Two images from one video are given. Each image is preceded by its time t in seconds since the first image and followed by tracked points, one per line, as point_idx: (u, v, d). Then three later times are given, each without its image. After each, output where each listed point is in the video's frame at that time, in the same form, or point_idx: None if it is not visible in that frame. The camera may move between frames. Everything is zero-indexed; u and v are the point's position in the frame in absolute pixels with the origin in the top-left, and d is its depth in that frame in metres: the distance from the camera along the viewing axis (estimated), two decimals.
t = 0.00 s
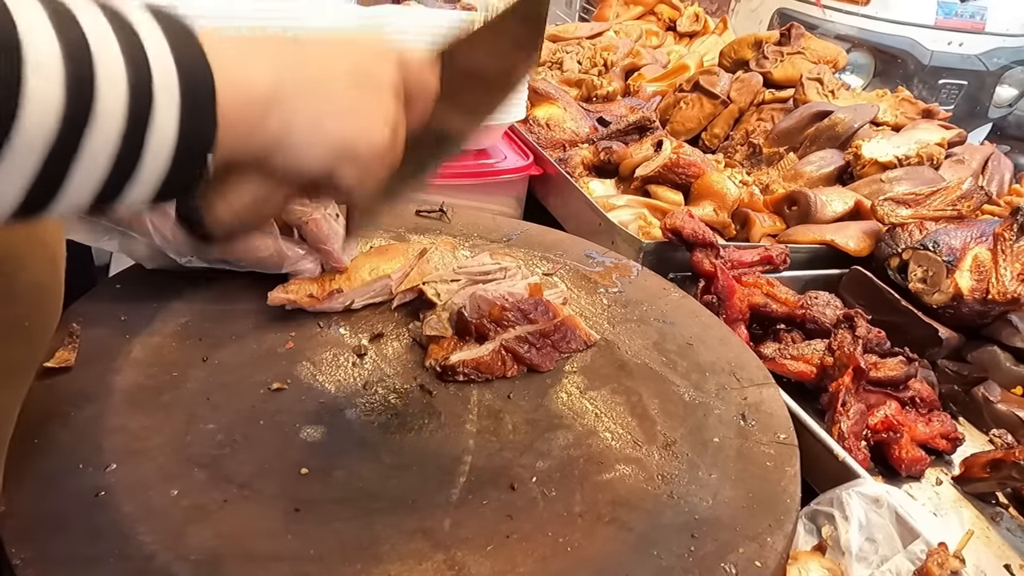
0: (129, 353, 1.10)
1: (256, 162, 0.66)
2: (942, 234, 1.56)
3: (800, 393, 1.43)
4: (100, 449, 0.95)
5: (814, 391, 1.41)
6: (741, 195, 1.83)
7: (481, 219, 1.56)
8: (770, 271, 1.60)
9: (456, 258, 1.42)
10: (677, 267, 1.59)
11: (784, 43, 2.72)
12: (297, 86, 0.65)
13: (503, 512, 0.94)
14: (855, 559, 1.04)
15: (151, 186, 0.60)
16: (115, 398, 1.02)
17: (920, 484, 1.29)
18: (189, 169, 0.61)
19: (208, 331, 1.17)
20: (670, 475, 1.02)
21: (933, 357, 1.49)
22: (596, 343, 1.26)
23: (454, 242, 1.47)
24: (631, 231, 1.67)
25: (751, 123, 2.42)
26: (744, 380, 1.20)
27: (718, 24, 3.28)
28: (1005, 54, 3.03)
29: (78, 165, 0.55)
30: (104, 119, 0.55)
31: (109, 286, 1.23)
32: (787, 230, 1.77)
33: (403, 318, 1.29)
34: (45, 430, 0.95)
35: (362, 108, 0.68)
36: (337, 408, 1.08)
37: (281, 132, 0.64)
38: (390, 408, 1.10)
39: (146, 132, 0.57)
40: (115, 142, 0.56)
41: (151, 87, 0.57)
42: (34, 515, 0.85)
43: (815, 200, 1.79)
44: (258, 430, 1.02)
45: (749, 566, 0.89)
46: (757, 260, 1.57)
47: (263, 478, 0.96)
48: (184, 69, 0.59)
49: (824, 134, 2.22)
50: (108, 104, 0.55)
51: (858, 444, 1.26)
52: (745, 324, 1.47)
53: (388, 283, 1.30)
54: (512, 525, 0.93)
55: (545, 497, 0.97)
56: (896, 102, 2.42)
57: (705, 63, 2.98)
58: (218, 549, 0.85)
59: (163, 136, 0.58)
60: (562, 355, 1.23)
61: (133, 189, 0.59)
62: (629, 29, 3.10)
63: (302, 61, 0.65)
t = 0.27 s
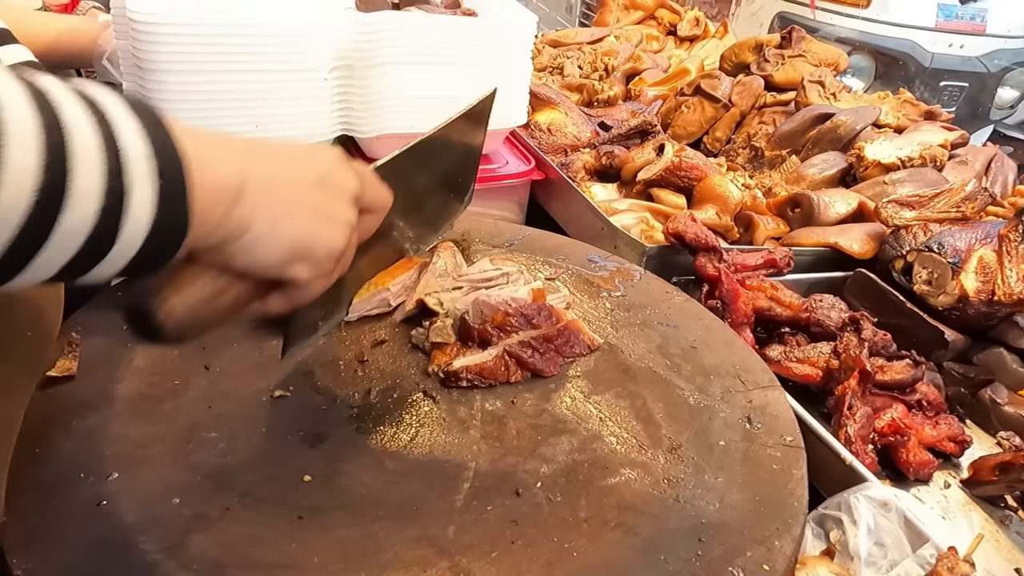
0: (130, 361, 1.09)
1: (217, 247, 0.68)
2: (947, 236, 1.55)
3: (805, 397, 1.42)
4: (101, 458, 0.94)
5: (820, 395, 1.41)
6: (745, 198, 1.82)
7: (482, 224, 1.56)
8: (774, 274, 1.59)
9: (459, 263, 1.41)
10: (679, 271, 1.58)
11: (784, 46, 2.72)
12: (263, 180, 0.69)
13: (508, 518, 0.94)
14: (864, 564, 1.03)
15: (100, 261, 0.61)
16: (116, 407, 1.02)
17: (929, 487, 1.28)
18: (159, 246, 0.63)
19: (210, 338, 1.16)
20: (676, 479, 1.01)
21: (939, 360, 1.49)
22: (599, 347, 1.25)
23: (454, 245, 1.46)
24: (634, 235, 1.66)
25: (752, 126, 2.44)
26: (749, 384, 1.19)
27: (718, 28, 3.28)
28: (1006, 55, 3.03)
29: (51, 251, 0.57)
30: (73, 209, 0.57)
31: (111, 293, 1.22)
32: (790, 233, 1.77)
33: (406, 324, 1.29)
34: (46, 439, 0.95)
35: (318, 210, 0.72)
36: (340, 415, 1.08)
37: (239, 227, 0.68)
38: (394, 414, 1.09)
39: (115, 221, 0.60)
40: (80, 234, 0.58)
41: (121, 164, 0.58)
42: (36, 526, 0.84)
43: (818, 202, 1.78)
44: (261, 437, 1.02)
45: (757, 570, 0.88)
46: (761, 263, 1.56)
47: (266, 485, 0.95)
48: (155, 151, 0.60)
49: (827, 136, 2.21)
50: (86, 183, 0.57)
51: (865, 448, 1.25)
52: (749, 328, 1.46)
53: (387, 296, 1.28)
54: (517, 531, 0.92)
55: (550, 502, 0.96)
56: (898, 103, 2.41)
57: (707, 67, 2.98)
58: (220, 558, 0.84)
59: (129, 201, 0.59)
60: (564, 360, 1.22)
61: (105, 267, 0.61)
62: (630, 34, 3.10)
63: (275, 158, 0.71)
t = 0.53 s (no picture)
0: (145, 368, 1.09)
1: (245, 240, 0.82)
2: (966, 237, 1.53)
3: (824, 401, 1.40)
4: (117, 465, 0.93)
5: (839, 399, 1.39)
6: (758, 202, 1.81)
7: (496, 228, 1.55)
8: (790, 277, 1.58)
9: (472, 268, 1.40)
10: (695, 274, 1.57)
11: (796, 49, 2.71)
12: (224, 145, 0.77)
13: (527, 524, 0.92)
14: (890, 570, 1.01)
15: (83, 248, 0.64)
16: (132, 414, 1.01)
17: (952, 492, 1.25)
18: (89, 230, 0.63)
19: (225, 345, 1.16)
20: (696, 484, 0.99)
21: (959, 363, 1.46)
22: (616, 351, 1.24)
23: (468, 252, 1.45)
24: (648, 238, 1.65)
25: (764, 129, 2.42)
26: (768, 388, 1.17)
27: (728, 32, 3.27)
28: (1018, 57, 3.03)
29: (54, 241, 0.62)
30: (66, 183, 0.61)
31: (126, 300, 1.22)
32: (806, 236, 1.75)
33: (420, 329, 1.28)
34: (62, 446, 0.94)
35: (275, 164, 0.80)
36: (355, 421, 1.07)
37: (215, 182, 0.77)
38: (410, 420, 1.08)
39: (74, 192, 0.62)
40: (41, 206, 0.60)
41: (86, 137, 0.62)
42: (53, 533, 0.84)
43: (833, 205, 1.77)
44: (276, 444, 1.01)
45: None
46: (777, 266, 1.55)
47: (282, 492, 0.94)
48: (108, 115, 0.64)
49: (840, 138, 2.20)
50: (76, 150, 0.61)
51: (887, 451, 1.23)
52: (766, 331, 1.45)
53: (404, 297, 1.28)
54: (536, 537, 0.91)
55: (569, 507, 0.95)
56: (911, 105, 2.40)
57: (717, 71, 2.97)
58: (237, 564, 0.84)
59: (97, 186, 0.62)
60: (580, 364, 1.21)
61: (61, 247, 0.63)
62: (639, 39, 3.10)
63: (235, 121, 0.79)
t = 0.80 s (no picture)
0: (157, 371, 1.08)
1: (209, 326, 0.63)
2: (981, 242, 1.52)
3: (840, 407, 1.38)
4: (128, 468, 0.92)
5: (855, 405, 1.37)
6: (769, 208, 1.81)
7: (506, 233, 1.55)
8: (803, 282, 1.56)
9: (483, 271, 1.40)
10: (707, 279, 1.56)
11: (805, 57, 2.71)
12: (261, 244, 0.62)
13: (542, 529, 0.91)
14: None
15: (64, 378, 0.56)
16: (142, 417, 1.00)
17: (971, 499, 1.23)
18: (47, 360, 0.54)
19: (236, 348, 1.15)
20: (714, 489, 0.98)
21: (976, 369, 1.44)
22: (629, 355, 1.23)
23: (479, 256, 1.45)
24: (660, 243, 1.64)
25: (774, 136, 2.41)
26: (784, 393, 1.15)
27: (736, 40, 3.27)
28: None
29: (16, 375, 0.54)
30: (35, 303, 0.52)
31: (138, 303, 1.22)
32: (818, 242, 1.74)
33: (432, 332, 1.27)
34: (72, 449, 0.93)
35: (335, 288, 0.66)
36: (366, 425, 1.05)
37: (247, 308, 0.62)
38: (422, 423, 1.07)
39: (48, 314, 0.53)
40: (2, 318, 0.51)
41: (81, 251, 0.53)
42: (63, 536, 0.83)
43: (846, 210, 1.76)
44: (288, 447, 1.00)
45: None
46: (791, 271, 1.53)
47: (294, 496, 0.93)
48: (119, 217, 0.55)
49: (852, 145, 2.19)
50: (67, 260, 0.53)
51: (905, 458, 1.21)
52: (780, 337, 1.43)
53: (421, 303, 1.27)
54: (552, 542, 0.89)
55: (584, 512, 0.93)
56: (923, 112, 2.39)
57: (726, 79, 2.97)
58: (249, 569, 0.82)
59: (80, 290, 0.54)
60: (593, 368, 1.20)
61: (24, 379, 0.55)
62: (648, 47, 3.10)
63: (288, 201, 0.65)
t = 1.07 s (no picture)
0: (159, 371, 1.07)
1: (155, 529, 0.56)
2: (988, 245, 1.51)
3: (848, 411, 1.37)
4: (130, 468, 0.91)
5: (863, 408, 1.35)
6: (774, 212, 1.81)
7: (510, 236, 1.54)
8: (810, 285, 1.55)
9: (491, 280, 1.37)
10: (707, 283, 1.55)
11: (808, 63, 2.71)
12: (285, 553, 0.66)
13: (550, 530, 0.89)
14: None
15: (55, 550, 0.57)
16: (145, 418, 0.99)
17: (982, 503, 1.21)
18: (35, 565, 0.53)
19: (240, 350, 1.14)
20: (724, 490, 0.96)
21: (985, 372, 1.43)
22: (636, 357, 1.22)
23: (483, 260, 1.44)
24: (666, 246, 1.63)
25: (777, 142, 2.40)
26: (793, 394, 1.14)
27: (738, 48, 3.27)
28: None
29: None
30: None
31: (140, 303, 1.20)
32: (824, 245, 1.73)
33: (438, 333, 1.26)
34: (74, 448, 0.92)
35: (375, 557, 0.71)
36: (371, 427, 1.04)
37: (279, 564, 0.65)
38: (428, 426, 1.05)
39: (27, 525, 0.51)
40: None
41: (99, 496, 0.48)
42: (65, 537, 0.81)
43: (852, 214, 1.75)
44: (292, 449, 0.99)
45: None
46: (797, 274, 1.53)
47: (298, 497, 0.91)
48: None
49: (855, 150, 2.18)
50: None
51: (916, 460, 1.20)
52: (788, 339, 1.42)
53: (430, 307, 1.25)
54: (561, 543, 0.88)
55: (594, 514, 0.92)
56: (925, 118, 2.39)
57: (728, 86, 2.97)
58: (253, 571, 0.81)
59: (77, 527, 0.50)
60: (601, 368, 1.18)
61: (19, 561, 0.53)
62: (649, 55, 3.10)
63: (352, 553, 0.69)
